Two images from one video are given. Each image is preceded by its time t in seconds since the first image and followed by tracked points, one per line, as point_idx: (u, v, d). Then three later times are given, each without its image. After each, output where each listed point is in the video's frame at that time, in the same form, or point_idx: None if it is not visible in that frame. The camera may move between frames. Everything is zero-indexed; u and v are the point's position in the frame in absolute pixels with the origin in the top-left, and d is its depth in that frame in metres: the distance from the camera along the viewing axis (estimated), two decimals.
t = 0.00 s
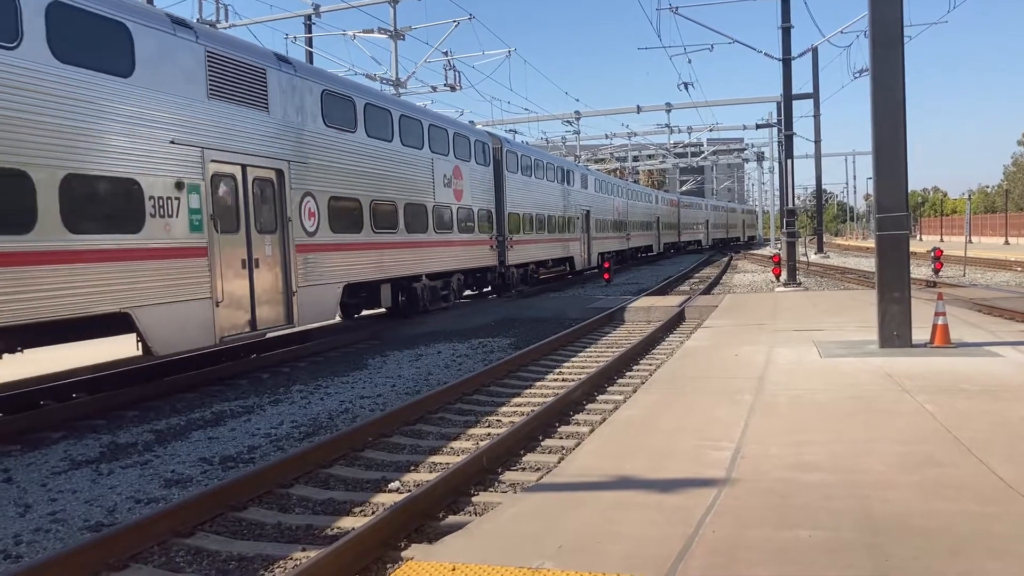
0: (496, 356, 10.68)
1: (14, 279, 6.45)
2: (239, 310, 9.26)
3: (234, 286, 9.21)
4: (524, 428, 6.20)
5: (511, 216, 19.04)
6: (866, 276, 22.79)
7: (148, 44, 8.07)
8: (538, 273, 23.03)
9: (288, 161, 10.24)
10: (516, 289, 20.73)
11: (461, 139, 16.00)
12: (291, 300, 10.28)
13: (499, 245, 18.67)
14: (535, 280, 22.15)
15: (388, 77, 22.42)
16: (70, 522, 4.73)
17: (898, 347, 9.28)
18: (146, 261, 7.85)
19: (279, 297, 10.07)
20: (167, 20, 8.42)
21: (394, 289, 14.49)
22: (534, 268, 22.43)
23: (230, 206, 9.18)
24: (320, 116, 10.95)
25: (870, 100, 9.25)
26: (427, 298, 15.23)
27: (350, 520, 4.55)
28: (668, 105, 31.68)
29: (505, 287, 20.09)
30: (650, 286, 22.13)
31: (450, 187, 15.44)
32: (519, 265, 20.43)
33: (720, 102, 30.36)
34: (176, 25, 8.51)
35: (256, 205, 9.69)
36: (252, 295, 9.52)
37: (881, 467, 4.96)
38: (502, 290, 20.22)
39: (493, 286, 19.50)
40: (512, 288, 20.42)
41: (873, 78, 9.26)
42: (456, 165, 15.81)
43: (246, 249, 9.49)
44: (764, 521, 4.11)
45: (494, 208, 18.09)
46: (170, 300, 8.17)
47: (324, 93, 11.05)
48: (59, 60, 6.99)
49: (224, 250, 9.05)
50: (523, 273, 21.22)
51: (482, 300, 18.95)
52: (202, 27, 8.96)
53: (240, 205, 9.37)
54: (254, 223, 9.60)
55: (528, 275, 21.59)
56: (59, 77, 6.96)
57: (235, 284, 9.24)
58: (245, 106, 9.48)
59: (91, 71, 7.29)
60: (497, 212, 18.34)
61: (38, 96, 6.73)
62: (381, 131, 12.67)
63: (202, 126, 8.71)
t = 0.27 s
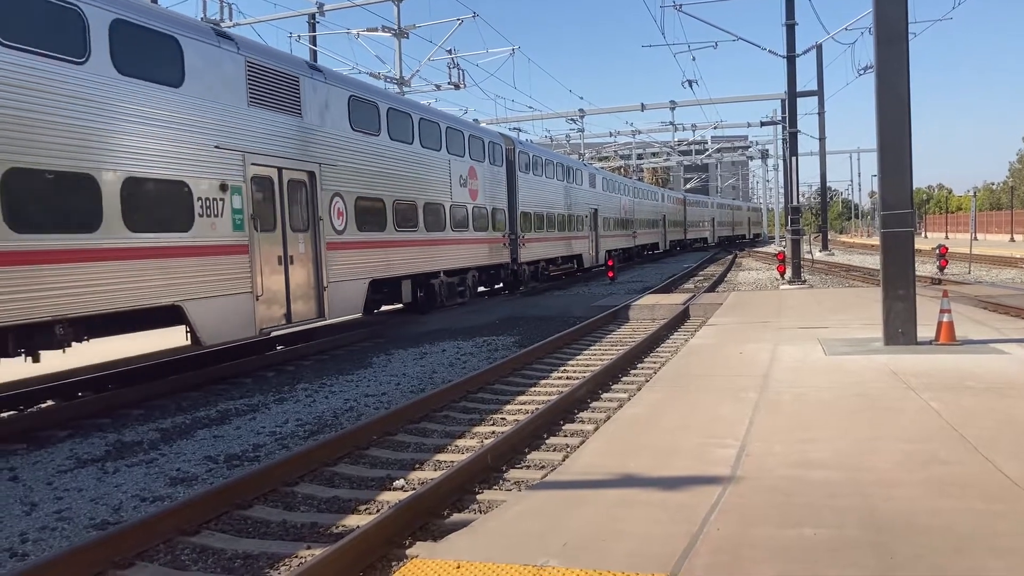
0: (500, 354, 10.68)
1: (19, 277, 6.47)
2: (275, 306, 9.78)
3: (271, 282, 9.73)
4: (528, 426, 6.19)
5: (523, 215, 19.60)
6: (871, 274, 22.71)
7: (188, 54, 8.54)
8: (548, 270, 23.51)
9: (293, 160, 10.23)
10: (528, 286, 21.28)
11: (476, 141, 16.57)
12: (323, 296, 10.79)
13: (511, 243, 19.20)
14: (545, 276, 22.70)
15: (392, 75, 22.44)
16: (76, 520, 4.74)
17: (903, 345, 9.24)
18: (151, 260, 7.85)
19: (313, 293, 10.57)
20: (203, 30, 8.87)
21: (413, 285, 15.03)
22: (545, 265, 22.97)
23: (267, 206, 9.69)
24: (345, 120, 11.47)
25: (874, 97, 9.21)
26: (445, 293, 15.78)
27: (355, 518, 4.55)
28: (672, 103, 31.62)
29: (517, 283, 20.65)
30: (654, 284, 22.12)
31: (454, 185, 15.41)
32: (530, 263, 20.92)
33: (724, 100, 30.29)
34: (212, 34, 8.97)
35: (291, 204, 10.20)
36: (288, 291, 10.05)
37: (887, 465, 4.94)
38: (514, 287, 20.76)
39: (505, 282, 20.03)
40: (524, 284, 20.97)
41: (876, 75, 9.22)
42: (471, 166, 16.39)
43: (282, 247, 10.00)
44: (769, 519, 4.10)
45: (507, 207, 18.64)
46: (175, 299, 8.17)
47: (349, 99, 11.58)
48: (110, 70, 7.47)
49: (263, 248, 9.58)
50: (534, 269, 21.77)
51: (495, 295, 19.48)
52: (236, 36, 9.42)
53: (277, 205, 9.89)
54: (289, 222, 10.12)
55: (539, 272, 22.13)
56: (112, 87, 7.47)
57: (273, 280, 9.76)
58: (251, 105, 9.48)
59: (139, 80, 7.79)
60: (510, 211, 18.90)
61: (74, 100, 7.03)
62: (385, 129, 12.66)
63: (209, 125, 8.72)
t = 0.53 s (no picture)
0: (505, 353, 10.68)
1: (23, 276, 6.48)
2: (309, 301, 10.36)
3: (307, 277, 10.32)
4: (534, 424, 6.18)
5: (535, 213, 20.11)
6: (877, 271, 22.64)
7: (216, 58, 8.86)
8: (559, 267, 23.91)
9: (299, 158, 10.22)
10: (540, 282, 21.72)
11: (492, 143, 17.15)
12: (352, 291, 11.37)
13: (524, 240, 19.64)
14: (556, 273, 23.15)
15: (396, 74, 22.44)
16: (83, 518, 4.76)
17: (909, 342, 9.21)
18: (154, 260, 7.87)
19: (342, 288, 11.15)
20: (230, 36, 9.19)
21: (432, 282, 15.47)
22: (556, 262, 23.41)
23: (303, 206, 10.26)
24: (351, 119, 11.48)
25: (879, 94, 9.18)
26: (462, 289, 16.21)
27: (362, 516, 4.56)
28: (677, 101, 31.56)
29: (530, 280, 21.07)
30: (659, 282, 22.08)
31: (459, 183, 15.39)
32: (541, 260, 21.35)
33: (729, 98, 30.22)
34: (237, 39, 9.28)
35: (323, 204, 10.78)
36: (321, 287, 10.63)
37: (894, 462, 4.92)
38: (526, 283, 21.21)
39: (518, 279, 20.58)
40: (536, 280, 21.42)
41: (881, 72, 9.19)
42: (487, 166, 16.96)
43: (316, 244, 10.57)
44: (775, 517, 4.09)
45: (521, 206, 19.17)
46: (180, 298, 8.19)
47: (376, 103, 12.12)
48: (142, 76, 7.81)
49: (300, 246, 10.16)
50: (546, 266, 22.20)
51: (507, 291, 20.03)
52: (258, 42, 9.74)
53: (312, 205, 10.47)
54: (322, 221, 10.69)
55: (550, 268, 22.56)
56: (144, 92, 7.78)
57: (308, 276, 10.34)
58: (258, 103, 9.49)
59: (170, 85, 8.13)
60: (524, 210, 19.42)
61: (84, 100, 7.07)
62: (390, 127, 12.65)
63: (217, 124, 8.74)
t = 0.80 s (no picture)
0: (510, 351, 10.66)
1: (32, 274, 6.48)
2: (340, 296, 10.90)
3: (338, 273, 10.90)
4: (540, 422, 6.17)
5: (547, 211, 20.58)
6: (883, 269, 22.56)
7: (228, 57, 8.94)
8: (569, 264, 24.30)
9: (305, 157, 10.21)
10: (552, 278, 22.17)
11: (507, 144, 17.70)
12: (378, 286, 11.97)
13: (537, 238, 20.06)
14: (567, 269, 23.61)
15: (401, 72, 22.42)
16: (90, 516, 4.77)
17: (915, 340, 9.17)
18: (162, 257, 7.86)
19: (369, 283, 11.74)
20: (242, 36, 9.26)
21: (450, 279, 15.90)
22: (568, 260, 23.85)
23: (334, 205, 10.83)
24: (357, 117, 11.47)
25: (885, 91, 9.13)
26: (478, 285, 16.65)
27: (368, 514, 4.55)
28: (682, 98, 31.46)
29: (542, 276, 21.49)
30: (665, 279, 22.03)
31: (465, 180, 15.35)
32: (553, 257, 21.73)
33: (734, 95, 30.14)
34: (250, 39, 9.36)
35: (352, 203, 11.35)
36: (351, 283, 11.21)
37: (900, 460, 4.90)
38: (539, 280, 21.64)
39: (529, 276, 20.97)
40: (549, 276, 21.88)
41: (888, 69, 9.14)
42: (502, 166, 17.47)
43: (345, 242, 11.14)
44: (781, 515, 4.07)
45: (533, 204, 19.64)
46: (187, 296, 8.19)
47: (400, 107, 12.60)
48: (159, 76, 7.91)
49: (331, 243, 10.74)
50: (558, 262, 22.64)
51: (519, 288, 20.44)
52: (270, 42, 9.79)
53: (342, 204, 11.02)
54: (351, 219, 11.25)
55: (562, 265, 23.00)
56: (150, 91, 7.78)
57: (339, 272, 10.91)
58: (264, 102, 9.49)
59: (176, 84, 8.13)
60: (537, 208, 19.90)
61: (90, 98, 7.08)
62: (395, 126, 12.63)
63: (223, 123, 8.74)
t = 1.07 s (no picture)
0: (515, 349, 10.66)
1: (41, 273, 6.49)
2: (368, 291, 11.47)
3: (367, 269, 11.49)
4: (545, 420, 6.18)
5: (559, 210, 21.05)
6: (889, 267, 22.48)
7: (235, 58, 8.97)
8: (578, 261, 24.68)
9: (310, 156, 10.22)
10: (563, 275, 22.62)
11: (520, 145, 18.23)
12: (403, 282, 12.59)
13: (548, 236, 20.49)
14: (576, 266, 24.06)
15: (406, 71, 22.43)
16: (96, 514, 4.79)
17: (921, 338, 9.14)
18: (168, 257, 7.87)
19: (393, 279, 12.33)
20: (250, 36, 9.30)
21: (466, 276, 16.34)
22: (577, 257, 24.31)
23: (363, 205, 11.41)
24: (362, 117, 11.48)
25: (891, 88, 9.09)
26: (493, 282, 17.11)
27: (374, 512, 4.56)
28: (687, 96, 31.38)
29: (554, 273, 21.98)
30: (670, 278, 22.01)
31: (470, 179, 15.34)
32: (564, 255, 22.13)
33: (739, 93, 30.08)
34: (256, 40, 9.40)
35: (378, 203, 11.93)
36: (378, 278, 11.80)
37: (906, 458, 4.89)
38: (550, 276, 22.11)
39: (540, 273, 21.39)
40: (560, 272, 22.36)
41: (894, 67, 9.11)
42: (515, 167, 17.97)
43: (373, 240, 11.75)
44: (786, 513, 4.06)
45: (545, 202, 20.09)
46: (193, 296, 8.20)
47: (421, 112, 13.15)
48: (166, 77, 7.95)
49: (361, 241, 11.34)
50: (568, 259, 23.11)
51: (531, 285, 20.85)
52: (278, 42, 9.82)
53: (369, 204, 11.62)
54: (377, 218, 11.83)
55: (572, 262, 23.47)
56: (156, 91, 7.79)
57: (368, 268, 11.50)
58: (270, 101, 9.50)
59: (183, 84, 8.15)
60: (548, 207, 20.35)
61: (97, 98, 7.09)
62: (401, 125, 12.63)
63: (229, 122, 8.75)
